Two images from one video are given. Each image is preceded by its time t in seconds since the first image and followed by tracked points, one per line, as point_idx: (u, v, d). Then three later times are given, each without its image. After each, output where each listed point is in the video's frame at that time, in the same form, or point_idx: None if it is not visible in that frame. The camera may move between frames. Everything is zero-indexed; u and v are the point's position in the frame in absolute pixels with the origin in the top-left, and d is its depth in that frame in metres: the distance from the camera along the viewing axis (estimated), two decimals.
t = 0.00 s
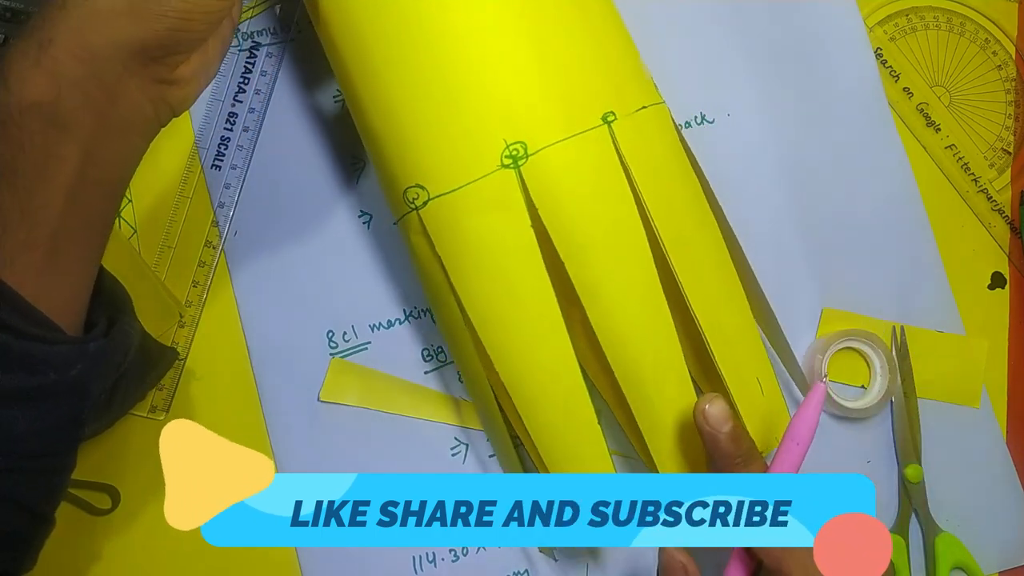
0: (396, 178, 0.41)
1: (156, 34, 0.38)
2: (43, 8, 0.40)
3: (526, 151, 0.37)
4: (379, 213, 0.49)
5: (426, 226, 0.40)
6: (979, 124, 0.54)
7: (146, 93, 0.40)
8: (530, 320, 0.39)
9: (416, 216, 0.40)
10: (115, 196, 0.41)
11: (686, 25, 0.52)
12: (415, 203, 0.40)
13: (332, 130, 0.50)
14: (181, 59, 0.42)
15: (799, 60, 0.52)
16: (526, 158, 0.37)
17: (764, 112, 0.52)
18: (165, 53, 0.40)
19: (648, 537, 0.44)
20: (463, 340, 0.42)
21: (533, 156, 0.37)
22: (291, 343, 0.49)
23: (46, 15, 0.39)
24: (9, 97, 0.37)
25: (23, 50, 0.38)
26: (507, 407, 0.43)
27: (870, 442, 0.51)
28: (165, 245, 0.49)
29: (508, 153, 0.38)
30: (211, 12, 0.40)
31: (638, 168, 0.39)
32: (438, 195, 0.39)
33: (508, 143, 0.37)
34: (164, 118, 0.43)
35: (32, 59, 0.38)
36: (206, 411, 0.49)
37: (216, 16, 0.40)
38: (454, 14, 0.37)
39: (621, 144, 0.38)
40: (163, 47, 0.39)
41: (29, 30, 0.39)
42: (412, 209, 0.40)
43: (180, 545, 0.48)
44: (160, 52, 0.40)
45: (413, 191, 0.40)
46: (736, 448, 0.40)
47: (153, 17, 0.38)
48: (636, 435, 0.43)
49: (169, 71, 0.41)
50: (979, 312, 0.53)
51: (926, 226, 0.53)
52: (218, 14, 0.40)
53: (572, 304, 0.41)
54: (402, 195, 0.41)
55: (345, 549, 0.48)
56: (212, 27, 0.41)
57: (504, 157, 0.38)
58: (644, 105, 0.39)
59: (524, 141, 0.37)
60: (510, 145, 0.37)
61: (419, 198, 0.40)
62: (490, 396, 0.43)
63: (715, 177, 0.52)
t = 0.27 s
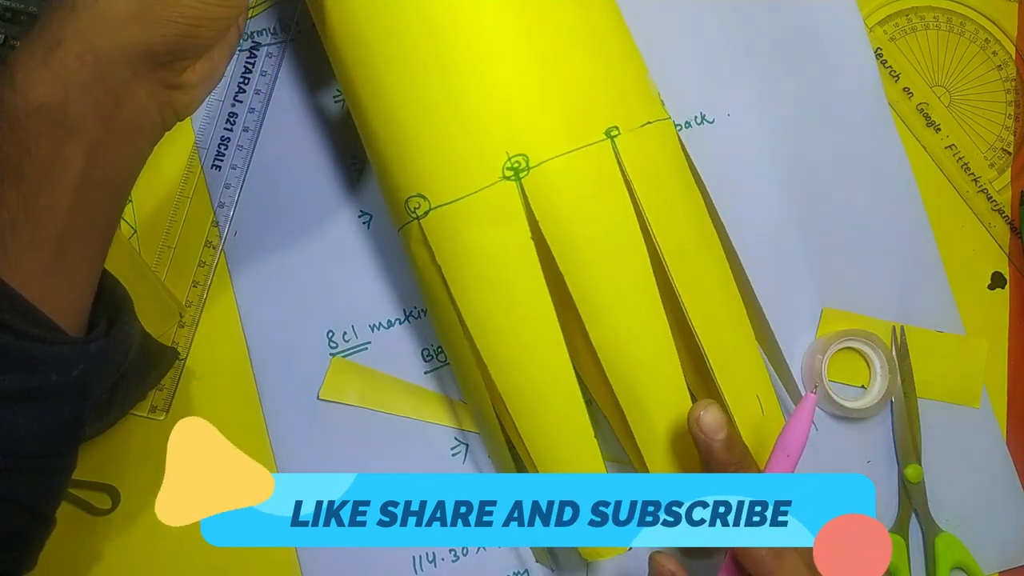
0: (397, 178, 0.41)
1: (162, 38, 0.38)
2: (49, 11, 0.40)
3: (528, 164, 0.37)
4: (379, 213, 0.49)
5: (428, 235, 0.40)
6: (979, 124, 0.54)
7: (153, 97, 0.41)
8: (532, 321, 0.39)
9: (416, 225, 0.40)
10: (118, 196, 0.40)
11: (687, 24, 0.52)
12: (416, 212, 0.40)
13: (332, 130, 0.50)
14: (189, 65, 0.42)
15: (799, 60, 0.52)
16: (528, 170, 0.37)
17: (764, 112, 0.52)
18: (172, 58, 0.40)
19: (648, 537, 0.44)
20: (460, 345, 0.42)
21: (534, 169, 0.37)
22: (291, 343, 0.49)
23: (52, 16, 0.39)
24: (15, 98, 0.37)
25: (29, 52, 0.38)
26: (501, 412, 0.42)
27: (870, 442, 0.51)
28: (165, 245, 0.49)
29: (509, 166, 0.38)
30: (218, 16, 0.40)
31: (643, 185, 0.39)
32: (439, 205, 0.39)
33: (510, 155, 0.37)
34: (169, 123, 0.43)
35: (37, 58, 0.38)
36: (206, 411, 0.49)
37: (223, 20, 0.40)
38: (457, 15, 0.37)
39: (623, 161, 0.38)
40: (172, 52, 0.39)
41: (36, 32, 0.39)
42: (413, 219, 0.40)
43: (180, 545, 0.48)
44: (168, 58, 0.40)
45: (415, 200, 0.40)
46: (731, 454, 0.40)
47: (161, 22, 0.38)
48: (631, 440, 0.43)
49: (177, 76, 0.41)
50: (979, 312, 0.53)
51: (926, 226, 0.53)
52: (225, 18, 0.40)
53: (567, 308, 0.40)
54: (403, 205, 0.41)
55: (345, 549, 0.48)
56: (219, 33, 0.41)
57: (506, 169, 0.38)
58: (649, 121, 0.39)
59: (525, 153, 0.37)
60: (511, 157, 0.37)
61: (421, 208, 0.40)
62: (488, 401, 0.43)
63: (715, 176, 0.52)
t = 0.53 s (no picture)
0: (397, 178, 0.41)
1: (163, 37, 0.38)
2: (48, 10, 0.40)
3: (527, 161, 0.37)
4: (379, 213, 0.49)
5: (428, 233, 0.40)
6: (979, 125, 0.54)
7: (153, 96, 0.41)
8: (531, 321, 0.39)
9: (416, 224, 0.40)
10: (118, 196, 0.41)
11: (687, 24, 0.52)
12: (416, 211, 0.40)
13: (332, 130, 0.49)
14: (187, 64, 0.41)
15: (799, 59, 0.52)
16: (528, 167, 0.37)
17: (764, 112, 0.52)
18: (172, 57, 0.40)
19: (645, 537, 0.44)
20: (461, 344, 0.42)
21: (534, 167, 0.37)
22: (291, 343, 0.49)
23: (52, 16, 0.39)
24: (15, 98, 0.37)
25: (28, 52, 0.38)
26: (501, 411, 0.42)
27: (870, 442, 0.51)
28: (165, 246, 0.49)
29: (509, 163, 0.38)
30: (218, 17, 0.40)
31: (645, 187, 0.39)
32: (439, 203, 0.39)
33: (510, 153, 0.37)
34: (169, 122, 0.43)
35: (38, 58, 0.38)
36: (207, 411, 0.49)
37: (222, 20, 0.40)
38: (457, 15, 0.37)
39: (624, 158, 0.38)
40: (172, 51, 0.39)
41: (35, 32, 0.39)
42: (413, 217, 0.40)
43: (181, 545, 0.48)
44: (168, 57, 0.39)
45: (414, 198, 0.40)
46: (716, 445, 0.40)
47: (161, 20, 0.37)
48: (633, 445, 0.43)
49: (176, 76, 0.41)
50: (979, 312, 0.53)
51: (926, 226, 0.53)
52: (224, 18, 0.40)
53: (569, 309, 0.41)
54: (404, 203, 0.41)
55: (345, 549, 0.48)
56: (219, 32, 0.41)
57: (505, 166, 0.38)
58: (649, 118, 0.39)
59: (525, 150, 0.37)
60: (511, 154, 0.37)
61: (421, 206, 0.40)
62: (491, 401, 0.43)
63: (715, 176, 0.52)
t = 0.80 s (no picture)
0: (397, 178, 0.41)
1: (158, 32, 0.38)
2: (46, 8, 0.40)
3: (524, 147, 0.37)
4: (379, 213, 0.49)
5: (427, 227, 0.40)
6: (979, 124, 0.54)
7: (149, 92, 0.41)
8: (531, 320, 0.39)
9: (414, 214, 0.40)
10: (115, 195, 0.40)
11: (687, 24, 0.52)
12: (415, 203, 0.40)
13: (332, 129, 0.50)
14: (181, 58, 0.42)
15: (799, 60, 0.52)
16: (524, 153, 0.37)
17: (764, 112, 0.52)
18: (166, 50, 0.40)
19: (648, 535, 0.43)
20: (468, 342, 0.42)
21: (531, 152, 0.37)
22: (291, 343, 0.49)
23: (49, 14, 0.39)
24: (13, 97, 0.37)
25: (26, 50, 0.38)
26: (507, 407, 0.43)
27: (871, 443, 0.51)
28: (165, 245, 0.49)
29: (506, 149, 0.37)
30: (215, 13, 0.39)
31: (649, 175, 0.38)
32: (437, 193, 0.39)
33: (505, 138, 0.37)
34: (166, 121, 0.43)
35: (36, 57, 0.38)
36: (207, 411, 0.49)
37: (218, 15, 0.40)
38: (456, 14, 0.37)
39: (624, 145, 0.38)
40: (166, 44, 0.39)
41: (33, 30, 0.39)
42: (412, 210, 0.40)
43: (181, 545, 0.48)
44: (163, 49, 0.40)
45: (413, 190, 0.40)
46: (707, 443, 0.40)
47: (155, 11, 0.38)
48: (642, 448, 0.44)
49: (172, 70, 0.41)
50: (979, 312, 0.53)
51: (926, 225, 0.53)
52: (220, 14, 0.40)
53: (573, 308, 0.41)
54: (403, 195, 0.41)
55: (345, 549, 0.48)
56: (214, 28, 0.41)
57: (502, 152, 0.37)
58: (650, 107, 0.39)
59: (521, 136, 0.37)
60: (506, 140, 0.37)
61: (418, 198, 0.40)
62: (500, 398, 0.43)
63: (715, 176, 0.52)
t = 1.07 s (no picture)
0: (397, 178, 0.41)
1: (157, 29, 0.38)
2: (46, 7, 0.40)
3: (524, 146, 0.37)
4: (379, 213, 0.49)
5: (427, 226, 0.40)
6: (979, 124, 0.54)
7: (150, 91, 0.40)
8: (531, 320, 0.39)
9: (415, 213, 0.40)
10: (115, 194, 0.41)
11: (687, 24, 0.52)
12: (415, 202, 0.40)
13: (332, 129, 0.50)
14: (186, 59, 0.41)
15: (799, 59, 0.52)
16: (524, 152, 0.37)
17: (764, 112, 0.52)
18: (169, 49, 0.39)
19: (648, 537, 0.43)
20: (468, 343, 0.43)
21: (531, 152, 0.37)
22: (291, 343, 0.49)
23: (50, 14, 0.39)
24: (13, 97, 0.38)
25: (26, 50, 0.39)
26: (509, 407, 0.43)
27: (871, 443, 0.51)
28: (165, 245, 0.49)
29: (506, 148, 0.37)
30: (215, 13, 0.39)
31: (647, 174, 0.38)
32: (437, 192, 0.39)
33: (506, 137, 0.37)
34: (167, 121, 0.43)
35: (36, 56, 0.38)
36: (207, 411, 0.49)
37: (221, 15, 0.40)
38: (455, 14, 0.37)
39: (625, 144, 0.38)
40: (167, 43, 0.39)
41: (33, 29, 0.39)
42: (413, 209, 0.40)
43: (181, 545, 0.48)
44: (164, 48, 0.39)
45: (414, 190, 0.40)
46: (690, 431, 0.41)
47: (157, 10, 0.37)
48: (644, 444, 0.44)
49: (174, 70, 0.41)
50: (979, 312, 0.53)
51: (926, 226, 0.53)
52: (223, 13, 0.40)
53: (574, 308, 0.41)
54: (404, 194, 0.41)
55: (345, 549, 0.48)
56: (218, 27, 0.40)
57: (503, 151, 0.37)
58: (651, 106, 0.39)
59: (522, 136, 0.37)
60: (507, 140, 0.37)
61: (419, 197, 0.40)
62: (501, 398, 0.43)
63: (715, 176, 0.52)
